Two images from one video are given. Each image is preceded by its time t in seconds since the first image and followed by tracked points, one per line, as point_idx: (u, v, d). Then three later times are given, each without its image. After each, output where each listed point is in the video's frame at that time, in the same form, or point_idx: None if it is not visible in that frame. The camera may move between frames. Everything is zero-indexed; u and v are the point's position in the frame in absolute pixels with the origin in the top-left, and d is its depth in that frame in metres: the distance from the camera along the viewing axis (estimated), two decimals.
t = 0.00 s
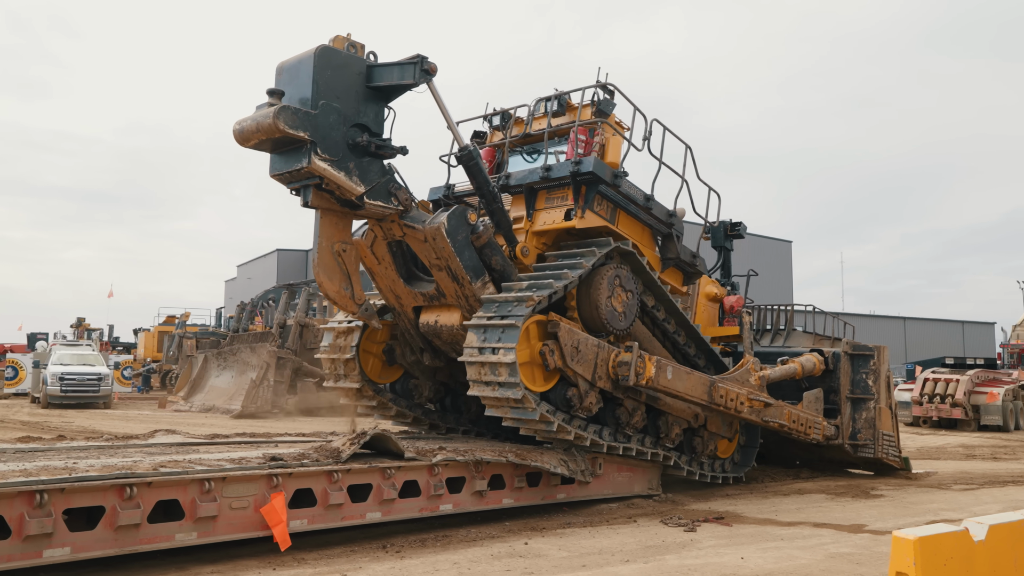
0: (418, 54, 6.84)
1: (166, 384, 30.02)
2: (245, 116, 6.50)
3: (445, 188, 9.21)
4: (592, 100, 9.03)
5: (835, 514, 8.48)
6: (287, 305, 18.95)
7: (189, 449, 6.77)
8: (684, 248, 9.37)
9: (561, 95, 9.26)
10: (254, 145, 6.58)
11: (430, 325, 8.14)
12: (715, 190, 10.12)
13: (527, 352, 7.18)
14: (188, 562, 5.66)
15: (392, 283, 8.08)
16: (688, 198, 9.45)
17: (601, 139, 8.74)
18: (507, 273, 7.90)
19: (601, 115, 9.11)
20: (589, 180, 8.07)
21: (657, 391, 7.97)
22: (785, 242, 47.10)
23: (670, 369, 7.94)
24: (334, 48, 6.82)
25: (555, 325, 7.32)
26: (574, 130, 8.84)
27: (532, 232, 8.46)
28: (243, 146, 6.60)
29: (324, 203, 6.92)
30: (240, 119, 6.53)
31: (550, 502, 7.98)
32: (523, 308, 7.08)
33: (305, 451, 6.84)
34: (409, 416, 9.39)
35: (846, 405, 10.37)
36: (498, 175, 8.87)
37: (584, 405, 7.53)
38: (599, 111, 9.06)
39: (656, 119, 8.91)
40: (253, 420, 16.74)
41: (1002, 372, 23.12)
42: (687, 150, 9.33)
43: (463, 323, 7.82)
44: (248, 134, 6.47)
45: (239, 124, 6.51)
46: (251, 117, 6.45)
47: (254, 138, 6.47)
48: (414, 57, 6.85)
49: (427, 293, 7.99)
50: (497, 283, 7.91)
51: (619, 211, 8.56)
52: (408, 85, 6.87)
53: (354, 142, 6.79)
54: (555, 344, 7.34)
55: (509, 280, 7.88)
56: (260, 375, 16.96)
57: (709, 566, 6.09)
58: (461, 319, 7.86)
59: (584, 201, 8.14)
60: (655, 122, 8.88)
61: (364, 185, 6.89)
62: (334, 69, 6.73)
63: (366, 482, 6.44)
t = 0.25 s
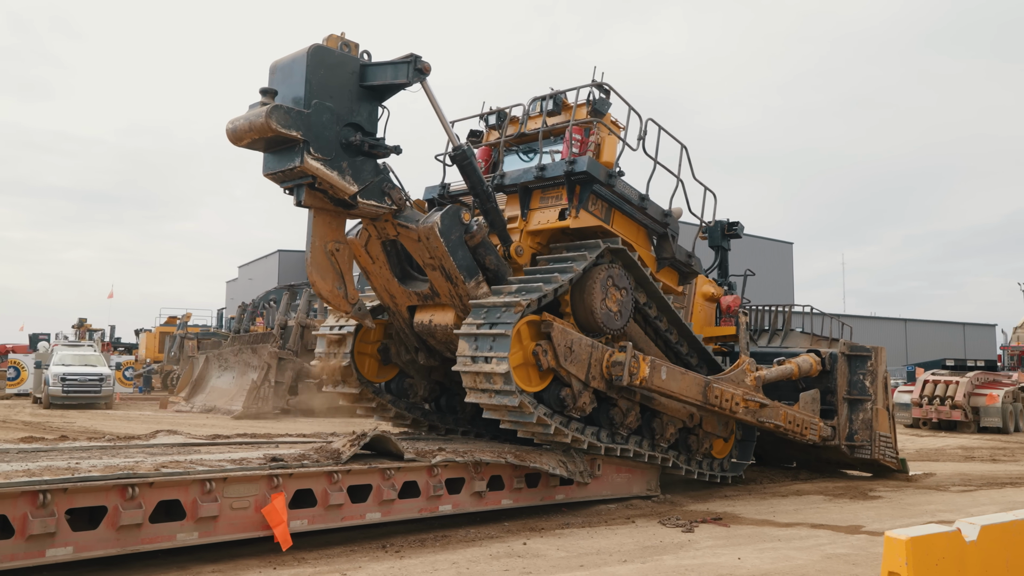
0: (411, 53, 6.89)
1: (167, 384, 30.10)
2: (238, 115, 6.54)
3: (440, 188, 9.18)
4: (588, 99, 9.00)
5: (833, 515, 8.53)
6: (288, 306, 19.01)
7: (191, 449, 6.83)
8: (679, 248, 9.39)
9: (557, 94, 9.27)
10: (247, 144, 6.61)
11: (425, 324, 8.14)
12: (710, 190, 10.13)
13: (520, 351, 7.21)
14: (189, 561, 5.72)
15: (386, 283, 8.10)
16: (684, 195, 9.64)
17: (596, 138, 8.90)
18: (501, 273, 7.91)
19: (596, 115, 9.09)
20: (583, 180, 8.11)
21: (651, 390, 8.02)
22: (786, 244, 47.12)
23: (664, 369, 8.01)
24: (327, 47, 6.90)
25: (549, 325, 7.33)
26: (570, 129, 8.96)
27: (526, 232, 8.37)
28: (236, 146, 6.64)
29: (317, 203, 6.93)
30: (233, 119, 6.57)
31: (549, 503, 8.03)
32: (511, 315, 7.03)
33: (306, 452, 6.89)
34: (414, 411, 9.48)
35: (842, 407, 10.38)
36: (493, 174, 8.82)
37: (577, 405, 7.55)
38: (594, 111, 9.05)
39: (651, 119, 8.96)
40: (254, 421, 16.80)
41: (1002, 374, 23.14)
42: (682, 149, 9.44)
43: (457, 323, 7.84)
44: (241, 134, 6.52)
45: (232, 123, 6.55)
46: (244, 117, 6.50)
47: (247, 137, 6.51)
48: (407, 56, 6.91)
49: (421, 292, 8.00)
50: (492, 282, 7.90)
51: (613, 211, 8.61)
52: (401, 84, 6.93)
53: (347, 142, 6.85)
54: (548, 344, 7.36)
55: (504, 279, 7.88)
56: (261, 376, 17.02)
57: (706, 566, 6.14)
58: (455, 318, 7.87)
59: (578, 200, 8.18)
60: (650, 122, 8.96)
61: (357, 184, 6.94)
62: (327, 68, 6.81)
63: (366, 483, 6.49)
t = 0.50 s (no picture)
0: (402, 53, 6.93)
1: (170, 389, 30.21)
2: (229, 118, 6.54)
3: (434, 188, 9.19)
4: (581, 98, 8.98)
5: (833, 513, 8.56)
6: (290, 309, 19.08)
7: (194, 453, 6.88)
8: (674, 245, 9.42)
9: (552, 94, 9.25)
10: (239, 146, 6.61)
11: (419, 324, 8.17)
12: (705, 187, 10.06)
13: (514, 350, 7.18)
14: (192, 563, 5.77)
15: (380, 283, 8.11)
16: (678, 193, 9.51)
17: (590, 136, 8.78)
18: (495, 272, 7.94)
19: (590, 114, 9.06)
20: (576, 178, 8.08)
21: (647, 389, 8.00)
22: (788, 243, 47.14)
23: (659, 368, 7.98)
24: (318, 49, 6.92)
25: (543, 325, 7.31)
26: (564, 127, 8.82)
27: (520, 231, 8.45)
28: (228, 148, 6.65)
29: (310, 204, 7.00)
30: (224, 121, 6.57)
31: (550, 503, 8.08)
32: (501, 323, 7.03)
33: (308, 454, 6.94)
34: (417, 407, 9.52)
35: (841, 404, 10.43)
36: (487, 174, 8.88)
37: (572, 404, 7.54)
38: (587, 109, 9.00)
39: (643, 116, 8.90)
40: (257, 424, 16.87)
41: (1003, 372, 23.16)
42: (677, 146, 9.41)
43: (451, 323, 7.87)
44: (233, 137, 6.50)
45: (224, 125, 6.55)
46: (235, 119, 6.50)
47: (239, 139, 6.50)
48: (398, 57, 6.95)
49: (415, 293, 8.00)
50: (486, 282, 7.95)
51: (608, 209, 8.59)
52: (392, 85, 6.96)
53: (338, 143, 6.88)
54: (542, 343, 7.33)
55: (498, 279, 7.92)
56: (263, 379, 17.09)
57: (706, 565, 6.17)
58: (450, 318, 7.90)
59: (571, 199, 8.15)
60: (642, 118, 8.89)
61: (349, 185, 6.98)
62: (318, 69, 6.82)
63: (367, 485, 6.54)
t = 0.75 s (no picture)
0: (394, 53, 6.94)
1: (174, 391, 30.31)
2: (220, 119, 6.56)
3: (429, 188, 9.23)
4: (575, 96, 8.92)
5: (833, 513, 8.59)
6: (293, 311, 19.15)
7: (195, 454, 6.93)
8: (669, 244, 9.38)
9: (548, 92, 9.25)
10: (231, 148, 6.62)
11: (414, 324, 8.18)
12: (701, 185, 10.05)
13: (508, 350, 7.18)
14: (193, 563, 5.82)
15: (375, 284, 8.14)
16: (673, 192, 9.35)
17: (584, 135, 8.85)
18: (489, 271, 7.97)
19: (584, 112, 8.99)
20: (570, 177, 8.12)
21: (642, 388, 8.00)
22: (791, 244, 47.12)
23: (654, 367, 7.99)
24: (310, 49, 6.92)
25: (537, 324, 7.32)
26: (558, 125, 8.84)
27: (514, 230, 8.44)
28: (219, 149, 6.64)
29: (303, 205, 7.02)
30: (216, 122, 6.58)
31: (550, 504, 8.11)
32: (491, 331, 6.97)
33: (309, 455, 6.98)
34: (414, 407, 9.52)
35: (839, 402, 10.45)
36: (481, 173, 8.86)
37: (567, 404, 7.53)
38: (581, 107, 8.94)
39: (638, 114, 8.86)
40: (260, 426, 16.93)
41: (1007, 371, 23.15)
42: (671, 144, 9.33)
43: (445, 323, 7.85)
44: (224, 138, 6.51)
45: (215, 126, 6.55)
46: (226, 120, 6.50)
47: (230, 141, 6.51)
48: (390, 56, 6.95)
49: (410, 293, 8.05)
50: (479, 282, 7.97)
51: (602, 208, 8.62)
52: (384, 84, 6.96)
53: (331, 143, 6.89)
54: (537, 343, 7.34)
55: (492, 278, 7.94)
56: (266, 381, 17.15)
57: (704, 564, 6.20)
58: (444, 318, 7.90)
59: (565, 198, 8.19)
60: (637, 117, 8.86)
61: (342, 185, 6.99)
62: (310, 69, 6.82)
63: (368, 485, 6.58)
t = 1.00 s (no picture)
0: (388, 54, 6.99)
1: (183, 391, 30.47)
2: (215, 121, 6.63)
3: (427, 188, 9.26)
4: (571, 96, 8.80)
5: (836, 515, 8.58)
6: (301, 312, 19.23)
7: (200, 453, 6.99)
8: (667, 243, 9.34)
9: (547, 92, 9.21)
10: (226, 150, 6.68)
11: (411, 326, 8.23)
12: (700, 183, 10.03)
13: (504, 352, 7.21)
14: (197, 562, 5.87)
15: (372, 285, 8.18)
16: (672, 192, 9.38)
17: (581, 135, 8.88)
18: (486, 272, 7.98)
19: (581, 111, 8.87)
20: (566, 177, 8.11)
21: (640, 389, 8.00)
22: (800, 246, 47.00)
23: (652, 367, 7.97)
24: (304, 51, 6.97)
25: (533, 325, 7.35)
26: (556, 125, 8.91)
27: (511, 231, 8.49)
28: (214, 152, 6.72)
29: (298, 207, 7.06)
30: (211, 125, 6.66)
31: (553, 505, 8.13)
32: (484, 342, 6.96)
33: (312, 455, 7.04)
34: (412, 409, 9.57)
35: (841, 401, 10.40)
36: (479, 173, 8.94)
37: (564, 405, 7.57)
38: (579, 107, 8.84)
39: (635, 113, 8.85)
40: (267, 426, 17.02)
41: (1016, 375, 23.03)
42: (670, 143, 9.33)
43: (442, 324, 7.91)
44: (219, 140, 6.58)
45: (209, 130, 6.64)
46: (221, 123, 6.57)
47: (224, 143, 6.58)
48: (384, 57, 6.99)
49: (407, 294, 8.08)
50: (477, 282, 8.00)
51: (599, 207, 8.61)
52: (378, 85, 7.00)
53: (325, 145, 6.93)
54: (533, 344, 7.37)
55: (489, 279, 7.96)
56: (273, 381, 17.25)
57: (705, 566, 6.22)
58: (441, 319, 7.94)
59: (562, 198, 8.18)
60: (634, 116, 8.82)
61: (337, 187, 7.01)
62: (303, 71, 6.87)
63: (370, 486, 6.62)
